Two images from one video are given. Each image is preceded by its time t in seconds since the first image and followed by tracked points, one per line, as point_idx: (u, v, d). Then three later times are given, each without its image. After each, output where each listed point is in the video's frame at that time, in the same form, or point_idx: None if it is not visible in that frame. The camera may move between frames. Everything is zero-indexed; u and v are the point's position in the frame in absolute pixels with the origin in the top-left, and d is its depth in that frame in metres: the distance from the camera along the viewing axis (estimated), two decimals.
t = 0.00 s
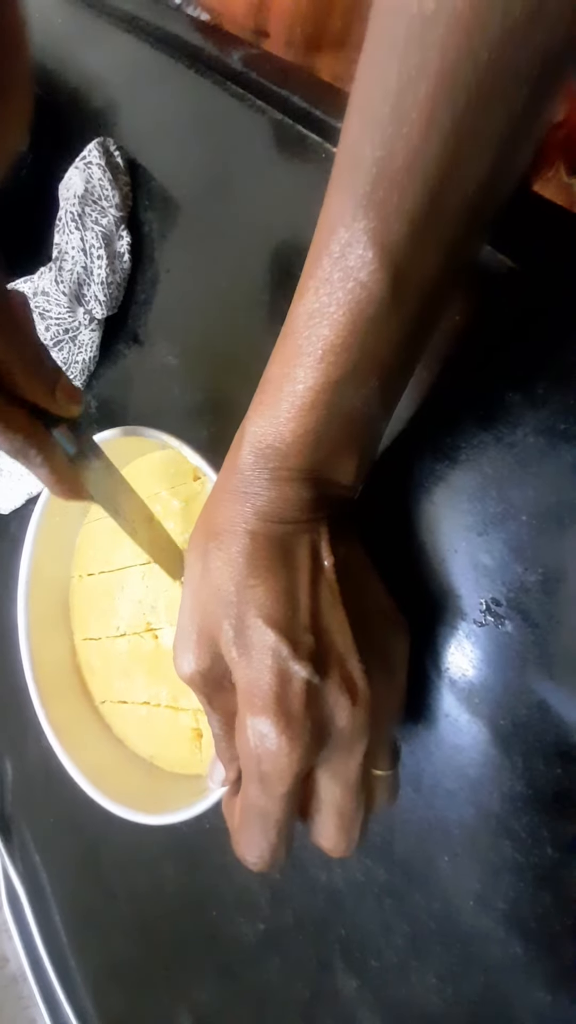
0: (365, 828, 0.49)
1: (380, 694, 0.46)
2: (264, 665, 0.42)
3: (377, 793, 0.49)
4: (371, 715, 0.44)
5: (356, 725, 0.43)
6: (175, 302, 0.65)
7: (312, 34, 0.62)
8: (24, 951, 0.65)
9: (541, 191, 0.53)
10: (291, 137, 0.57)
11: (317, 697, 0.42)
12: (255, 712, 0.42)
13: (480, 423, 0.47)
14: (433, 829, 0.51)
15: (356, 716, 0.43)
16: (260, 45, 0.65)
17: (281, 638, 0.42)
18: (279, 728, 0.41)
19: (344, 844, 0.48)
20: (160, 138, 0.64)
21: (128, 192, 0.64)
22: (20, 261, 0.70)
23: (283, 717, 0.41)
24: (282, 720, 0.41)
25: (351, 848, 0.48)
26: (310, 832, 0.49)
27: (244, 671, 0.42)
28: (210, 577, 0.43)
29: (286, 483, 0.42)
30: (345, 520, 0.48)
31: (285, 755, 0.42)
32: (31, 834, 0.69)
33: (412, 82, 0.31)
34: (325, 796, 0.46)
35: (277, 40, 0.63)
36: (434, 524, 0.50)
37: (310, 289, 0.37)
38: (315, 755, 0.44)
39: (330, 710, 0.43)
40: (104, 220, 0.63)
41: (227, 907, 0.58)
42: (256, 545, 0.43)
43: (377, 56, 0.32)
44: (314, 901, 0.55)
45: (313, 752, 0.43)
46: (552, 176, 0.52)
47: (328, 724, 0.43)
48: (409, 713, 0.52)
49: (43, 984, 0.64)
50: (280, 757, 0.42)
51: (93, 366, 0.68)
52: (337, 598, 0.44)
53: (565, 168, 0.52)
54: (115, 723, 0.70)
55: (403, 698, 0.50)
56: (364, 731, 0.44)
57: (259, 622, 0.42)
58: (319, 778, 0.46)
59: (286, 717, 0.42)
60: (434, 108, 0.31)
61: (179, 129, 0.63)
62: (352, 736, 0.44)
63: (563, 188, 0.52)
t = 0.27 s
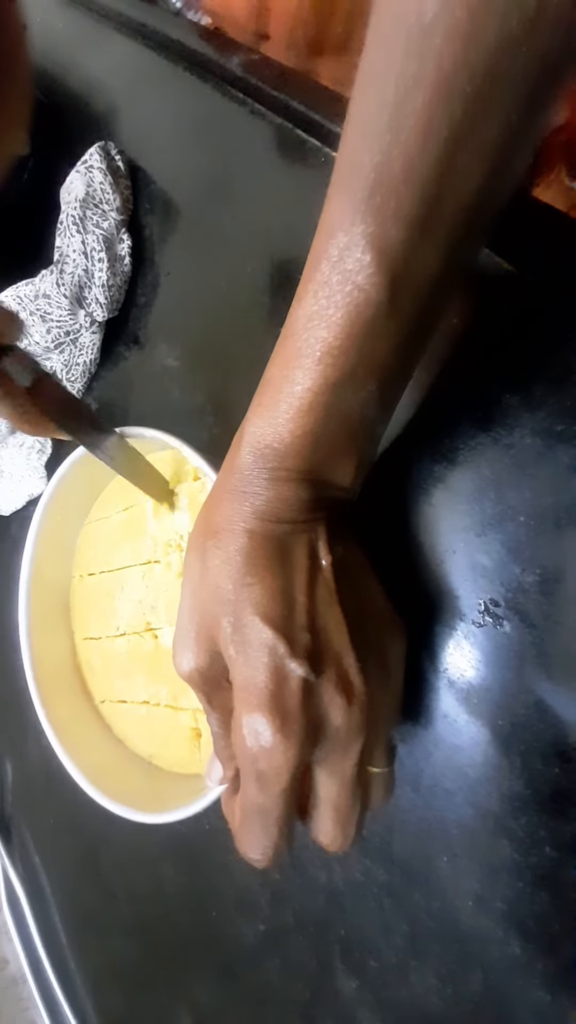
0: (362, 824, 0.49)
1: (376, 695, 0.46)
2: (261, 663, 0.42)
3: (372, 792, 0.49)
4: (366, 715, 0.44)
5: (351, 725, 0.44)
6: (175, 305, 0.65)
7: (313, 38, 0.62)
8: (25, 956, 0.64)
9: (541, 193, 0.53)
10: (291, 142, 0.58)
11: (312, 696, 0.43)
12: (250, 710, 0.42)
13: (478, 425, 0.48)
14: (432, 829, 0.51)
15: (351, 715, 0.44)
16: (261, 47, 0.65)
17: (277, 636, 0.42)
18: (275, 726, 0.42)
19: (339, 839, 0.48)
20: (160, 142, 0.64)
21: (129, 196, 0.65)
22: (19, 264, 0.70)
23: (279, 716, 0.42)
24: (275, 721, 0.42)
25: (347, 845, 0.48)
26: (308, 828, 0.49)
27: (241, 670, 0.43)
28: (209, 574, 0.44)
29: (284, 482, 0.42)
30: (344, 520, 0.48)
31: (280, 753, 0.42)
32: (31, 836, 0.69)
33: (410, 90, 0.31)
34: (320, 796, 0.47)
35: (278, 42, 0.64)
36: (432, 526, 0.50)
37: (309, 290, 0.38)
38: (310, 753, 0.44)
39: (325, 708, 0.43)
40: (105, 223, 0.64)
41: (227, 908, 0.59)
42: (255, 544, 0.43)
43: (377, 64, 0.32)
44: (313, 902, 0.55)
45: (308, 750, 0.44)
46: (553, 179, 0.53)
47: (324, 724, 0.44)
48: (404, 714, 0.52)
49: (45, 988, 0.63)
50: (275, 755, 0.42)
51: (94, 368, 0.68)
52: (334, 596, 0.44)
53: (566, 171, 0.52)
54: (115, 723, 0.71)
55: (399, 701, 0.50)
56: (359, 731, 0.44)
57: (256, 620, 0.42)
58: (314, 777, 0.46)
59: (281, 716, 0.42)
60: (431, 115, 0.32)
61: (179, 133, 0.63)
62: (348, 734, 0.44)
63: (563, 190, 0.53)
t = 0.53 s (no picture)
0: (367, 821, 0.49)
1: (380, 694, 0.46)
2: (269, 662, 0.42)
3: (375, 788, 0.48)
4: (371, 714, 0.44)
5: (358, 722, 0.43)
6: (178, 306, 0.65)
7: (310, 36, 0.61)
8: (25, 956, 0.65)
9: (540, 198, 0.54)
10: (291, 146, 0.58)
11: (319, 695, 0.42)
12: (260, 707, 0.42)
13: (478, 425, 0.48)
14: (432, 829, 0.51)
15: (358, 714, 0.43)
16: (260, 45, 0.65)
17: (285, 634, 0.42)
18: (284, 721, 0.42)
19: (344, 830, 0.47)
20: (162, 144, 0.65)
21: (132, 199, 0.65)
22: (23, 264, 0.71)
23: (288, 715, 0.42)
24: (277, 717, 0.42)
25: (353, 835, 0.47)
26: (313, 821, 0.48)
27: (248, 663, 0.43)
28: (215, 572, 0.44)
29: (288, 482, 0.43)
30: (346, 522, 0.49)
31: (289, 750, 0.42)
32: (32, 836, 0.69)
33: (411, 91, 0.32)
34: (325, 795, 0.46)
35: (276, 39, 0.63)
36: (434, 526, 0.50)
37: (315, 289, 0.38)
38: (316, 749, 0.44)
39: (332, 706, 0.43)
40: (108, 225, 0.64)
41: (227, 909, 0.59)
42: (261, 542, 0.43)
43: (374, 61, 0.33)
44: (313, 902, 0.55)
45: (317, 744, 0.44)
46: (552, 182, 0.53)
47: (331, 720, 0.43)
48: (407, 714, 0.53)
49: (44, 989, 0.64)
50: (284, 753, 0.42)
51: (96, 369, 0.68)
52: (341, 594, 0.44)
53: (565, 177, 0.52)
54: (116, 723, 0.71)
55: (399, 701, 0.50)
56: (366, 727, 0.44)
57: (261, 616, 0.42)
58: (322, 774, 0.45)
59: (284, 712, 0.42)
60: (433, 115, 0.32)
61: (181, 135, 0.64)
62: (355, 733, 0.44)
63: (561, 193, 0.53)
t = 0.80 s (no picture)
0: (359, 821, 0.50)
1: (370, 701, 0.46)
2: (259, 663, 0.43)
3: (368, 793, 0.49)
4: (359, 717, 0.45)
5: (343, 727, 0.44)
6: (179, 305, 0.65)
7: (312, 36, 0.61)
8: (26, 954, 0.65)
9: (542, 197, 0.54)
10: (293, 145, 0.58)
11: (307, 696, 0.43)
12: (246, 708, 0.43)
13: (481, 424, 0.48)
14: (432, 826, 0.51)
15: (344, 717, 0.44)
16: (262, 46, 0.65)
17: (279, 634, 0.42)
18: (269, 723, 0.42)
19: (338, 841, 0.47)
20: (164, 143, 0.65)
21: (133, 197, 0.65)
22: (25, 262, 0.71)
23: (272, 717, 0.42)
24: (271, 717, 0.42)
25: (345, 845, 0.48)
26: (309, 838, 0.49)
27: (240, 663, 0.43)
28: (217, 564, 0.44)
29: (296, 480, 0.42)
30: (353, 523, 0.48)
31: (274, 750, 0.43)
32: (34, 834, 0.69)
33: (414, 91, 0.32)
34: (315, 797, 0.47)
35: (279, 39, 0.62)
36: (436, 526, 0.50)
37: (327, 279, 0.38)
38: (301, 751, 0.44)
39: (319, 709, 0.44)
40: (109, 223, 0.64)
41: (228, 907, 0.59)
42: (267, 540, 0.43)
43: (396, 61, 0.34)
44: (315, 900, 0.55)
45: (300, 749, 0.44)
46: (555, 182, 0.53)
47: (316, 724, 0.44)
48: (401, 715, 0.53)
49: (46, 986, 0.64)
50: (270, 753, 0.43)
51: (97, 367, 0.69)
52: (336, 599, 0.44)
53: (566, 176, 0.52)
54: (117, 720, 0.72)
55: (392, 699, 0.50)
56: (353, 732, 0.44)
57: (259, 613, 0.42)
58: (311, 778, 0.46)
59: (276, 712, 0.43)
60: (442, 112, 0.32)
61: (182, 134, 0.64)
62: (340, 736, 0.44)
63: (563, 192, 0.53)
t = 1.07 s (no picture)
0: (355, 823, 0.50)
1: (367, 703, 0.46)
2: (257, 667, 0.42)
3: (364, 793, 0.49)
4: (355, 718, 0.45)
5: (338, 729, 0.44)
6: (178, 303, 0.65)
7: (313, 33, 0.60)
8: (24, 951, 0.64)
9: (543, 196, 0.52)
10: (292, 141, 0.58)
11: (303, 697, 0.43)
12: (243, 708, 0.43)
13: (481, 423, 0.48)
14: (431, 825, 0.51)
15: (340, 718, 0.44)
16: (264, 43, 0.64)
17: (276, 636, 0.42)
18: (266, 723, 0.42)
19: (334, 839, 0.48)
20: (163, 139, 0.64)
21: (131, 194, 0.65)
22: (24, 260, 0.71)
23: (269, 717, 0.42)
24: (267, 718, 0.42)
25: (342, 845, 0.48)
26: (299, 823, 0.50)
27: (237, 663, 0.43)
28: (215, 564, 0.43)
29: (295, 481, 0.42)
30: (352, 524, 0.48)
31: (269, 748, 0.43)
32: (32, 832, 0.69)
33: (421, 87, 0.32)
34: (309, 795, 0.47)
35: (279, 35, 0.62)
36: (434, 524, 0.50)
37: (327, 279, 0.38)
38: (294, 751, 0.44)
39: (315, 709, 0.44)
40: (106, 221, 0.63)
41: (226, 906, 0.59)
42: (266, 541, 0.43)
43: (397, 59, 0.33)
44: (313, 898, 0.55)
45: (293, 749, 0.44)
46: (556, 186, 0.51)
47: (311, 724, 0.44)
48: (398, 714, 0.53)
49: (45, 985, 0.63)
50: (264, 752, 0.43)
51: (95, 365, 0.68)
52: (335, 600, 0.44)
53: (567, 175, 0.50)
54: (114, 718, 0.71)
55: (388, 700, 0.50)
56: (349, 732, 0.45)
57: (256, 616, 0.42)
58: (303, 773, 0.46)
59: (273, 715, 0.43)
60: (443, 110, 0.32)
61: (181, 131, 0.64)
62: (335, 736, 0.44)
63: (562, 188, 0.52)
